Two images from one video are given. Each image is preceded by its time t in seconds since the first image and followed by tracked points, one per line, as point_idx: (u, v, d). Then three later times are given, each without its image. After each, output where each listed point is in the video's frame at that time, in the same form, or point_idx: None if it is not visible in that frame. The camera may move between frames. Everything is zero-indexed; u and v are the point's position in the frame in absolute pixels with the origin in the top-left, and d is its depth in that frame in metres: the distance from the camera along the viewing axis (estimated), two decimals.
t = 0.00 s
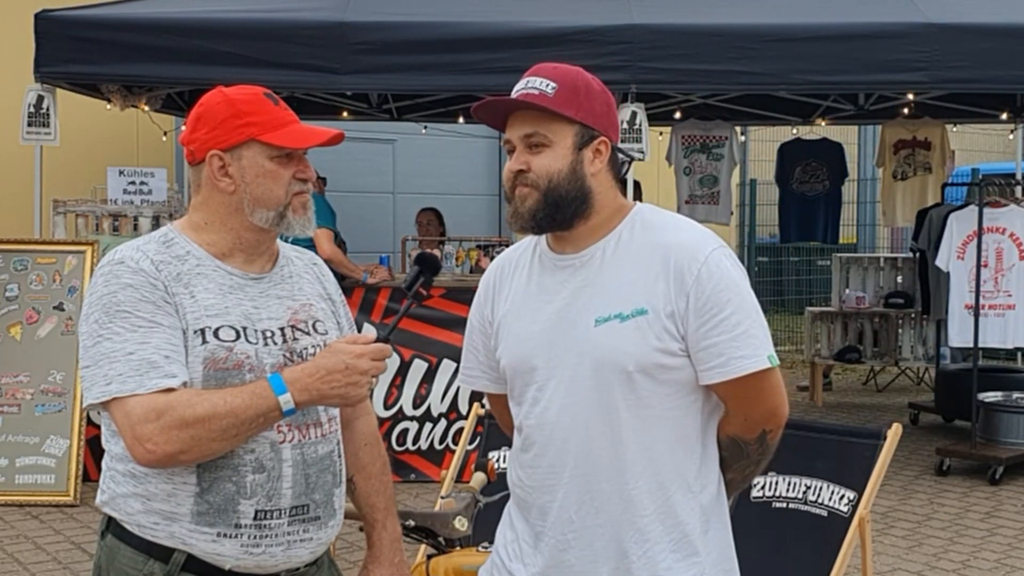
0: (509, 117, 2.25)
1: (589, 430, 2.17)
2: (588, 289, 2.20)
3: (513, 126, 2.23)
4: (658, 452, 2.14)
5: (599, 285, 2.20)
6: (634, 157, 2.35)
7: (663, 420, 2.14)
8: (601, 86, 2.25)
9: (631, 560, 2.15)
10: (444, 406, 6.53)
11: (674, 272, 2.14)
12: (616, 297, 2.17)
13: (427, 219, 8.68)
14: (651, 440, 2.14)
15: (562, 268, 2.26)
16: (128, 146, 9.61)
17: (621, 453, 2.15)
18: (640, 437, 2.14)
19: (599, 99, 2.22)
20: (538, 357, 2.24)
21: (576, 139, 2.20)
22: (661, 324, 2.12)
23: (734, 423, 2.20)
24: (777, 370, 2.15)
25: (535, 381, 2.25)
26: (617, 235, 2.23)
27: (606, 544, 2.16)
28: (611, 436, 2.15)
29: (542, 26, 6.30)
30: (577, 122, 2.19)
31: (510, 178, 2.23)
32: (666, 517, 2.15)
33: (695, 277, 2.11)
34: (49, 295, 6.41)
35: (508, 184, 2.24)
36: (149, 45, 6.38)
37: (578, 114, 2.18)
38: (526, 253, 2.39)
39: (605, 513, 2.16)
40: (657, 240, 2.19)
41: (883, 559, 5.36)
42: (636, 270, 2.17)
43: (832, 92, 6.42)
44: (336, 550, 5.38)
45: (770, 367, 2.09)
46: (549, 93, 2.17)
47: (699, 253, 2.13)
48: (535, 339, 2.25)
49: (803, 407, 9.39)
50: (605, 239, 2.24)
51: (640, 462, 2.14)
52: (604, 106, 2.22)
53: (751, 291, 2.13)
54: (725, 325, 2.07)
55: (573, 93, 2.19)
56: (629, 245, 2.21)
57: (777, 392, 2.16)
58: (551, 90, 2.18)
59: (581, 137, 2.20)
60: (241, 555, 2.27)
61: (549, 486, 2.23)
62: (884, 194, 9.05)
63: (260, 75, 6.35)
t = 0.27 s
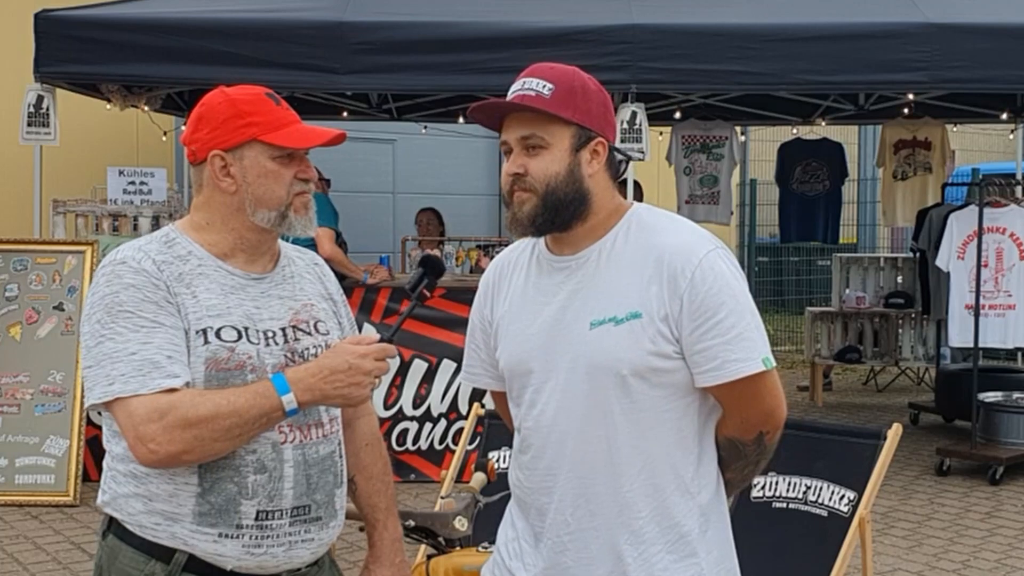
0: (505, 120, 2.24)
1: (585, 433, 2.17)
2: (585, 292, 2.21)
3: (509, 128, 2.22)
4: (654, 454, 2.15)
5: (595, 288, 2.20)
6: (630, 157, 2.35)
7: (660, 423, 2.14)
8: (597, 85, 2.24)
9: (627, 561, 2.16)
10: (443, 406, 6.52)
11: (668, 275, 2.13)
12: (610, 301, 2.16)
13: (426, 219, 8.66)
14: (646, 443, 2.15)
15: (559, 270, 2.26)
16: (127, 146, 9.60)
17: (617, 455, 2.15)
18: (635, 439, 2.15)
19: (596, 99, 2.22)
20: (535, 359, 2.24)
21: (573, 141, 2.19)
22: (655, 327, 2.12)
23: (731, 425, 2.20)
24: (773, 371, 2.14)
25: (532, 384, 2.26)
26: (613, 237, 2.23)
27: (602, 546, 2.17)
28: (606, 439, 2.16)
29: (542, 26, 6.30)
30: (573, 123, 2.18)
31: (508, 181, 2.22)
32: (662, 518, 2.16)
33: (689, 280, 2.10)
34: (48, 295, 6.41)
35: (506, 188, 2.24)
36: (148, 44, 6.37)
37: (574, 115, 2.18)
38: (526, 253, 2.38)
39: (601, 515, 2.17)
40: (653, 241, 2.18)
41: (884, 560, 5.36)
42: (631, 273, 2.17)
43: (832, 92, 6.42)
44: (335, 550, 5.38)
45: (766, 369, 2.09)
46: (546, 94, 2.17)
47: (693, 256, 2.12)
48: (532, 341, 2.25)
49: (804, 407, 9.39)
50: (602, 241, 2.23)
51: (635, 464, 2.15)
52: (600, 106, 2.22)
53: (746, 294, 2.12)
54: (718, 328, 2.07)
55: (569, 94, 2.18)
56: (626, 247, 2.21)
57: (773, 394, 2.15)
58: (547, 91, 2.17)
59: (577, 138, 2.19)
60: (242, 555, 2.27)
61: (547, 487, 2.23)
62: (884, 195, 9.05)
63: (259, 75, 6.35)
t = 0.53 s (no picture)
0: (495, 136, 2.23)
1: (584, 435, 2.17)
2: (584, 294, 2.20)
3: (499, 146, 2.22)
4: (653, 457, 2.15)
5: (595, 291, 2.19)
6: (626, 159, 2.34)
7: (658, 425, 2.14)
8: (583, 92, 2.23)
9: (625, 562, 2.16)
10: (443, 406, 6.52)
11: (667, 278, 2.13)
12: (609, 303, 2.16)
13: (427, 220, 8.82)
14: (644, 446, 2.15)
15: (558, 272, 2.26)
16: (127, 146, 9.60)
17: (615, 457, 2.15)
18: (633, 442, 2.14)
19: (584, 106, 2.20)
20: (534, 360, 2.24)
21: (563, 153, 2.19)
22: (655, 330, 2.12)
23: (729, 428, 2.19)
24: (772, 375, 2.14)
25: (530, 385, 2.26)
26: (612, 239, 2.23)
27: (600, 548, 2.17)
28: (605, 441, 2.16)
29: (542, 26, 6.29)
30: (562, 135, 2.17)
31: (504, 200, 2.22)
32: (660, 521, 2.16)
33: (688, 283, 2.10)
34: (48, 295, 6.41)
35: (502, 207, 2.23)
36: (148, 44, 6.37)
37: (562, 128, 2.17)
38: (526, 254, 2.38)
39: (599, 517, 2.17)
40: (652, 244, 2.18)
41: (884, 560, 5.35)
42: (629, 275, 2.17)
43: (832, 92, 6.42)
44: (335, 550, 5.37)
45: (765, 373, 2.09)
46: (531, 109, 2.17)
47: (693, 259, 2.12)
48: (531, 342, 2.25)
49: (804, 407, 9.39)
50: (600, 244, 2.23)
51: (634, 467, 2.15)
52: (588, 112, 2.21)
53: (746, 297, 2.12)
54: (717, 332, 2.07)
55: (555, 105, 2.18)
56: (625, 249, 2.20)
57: (772, 397, 2.14)
58: (532, 107, 2.18)
59: (567, 150, 2.19)
60: (243, 555, 2.26)
61: (545, 489, 2.23)
62: (885, 195, 9.05)
63: (259, 75, 6.35)
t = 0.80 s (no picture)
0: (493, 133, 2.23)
1: (582, 435, 2.17)
2: (582, 294, 2.20)
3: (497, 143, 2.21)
4: (650, 457, 2.15)
5: (593, 290, 2.19)
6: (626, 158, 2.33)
7: (656, 426, 2.14)
8: (582, 90, 2.23)
9: (621, 563, 2.15)
10: (443, 406, 6.52)
11: (666, 277, 2.13)
12: (608, 303, 2.16)
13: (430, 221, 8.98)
14: (641, 446, 2.14)
15: (556, 271, 2.26)
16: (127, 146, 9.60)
17: (613, 457, 2.15)
18: (631, 442, 2.14)
19: (583, 105, 2.20)
20: (531, 360, 2.24)
21: (561, 151, 2.18)
22: (653, 330, 2.12)
23: (726, 429, 2.19)
24: (770, 376, 2.14)
25: (527, 384, 2.25)
26: (610, 239, 2.22)
27: (597, 548, 2.17)
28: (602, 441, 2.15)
29: (542, 26, 6.29)
30: (561, 133, 2.17)
31: (501, 196, 2.22)
32: (657, 522, 2.16)
33: (686, 283, 2.10)
34: (48, 295, 6.40)
35: (499, 201, 2.23)
36: (148, 44, 6.36)
37: (561, 126, 2.17)
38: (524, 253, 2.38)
39: (596, 517, 2.17)
40: (651, 244, 2.18)
41: (884, 560, 5.35)
42: (628, 274, 2.17)
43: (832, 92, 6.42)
44: (335, 550, 5.37)
45: (762, 373, 2.08)
46: (531, 107, 2.17)
47: (691, 259, 2.11)
48: (529, 341, 2.25)
49: (804, 407, 9.39)
50: (598, 243, 2.23)
51: (631, 467, 2.15)
52: (587, 110, 2.21)
53: (744, 297, 2.12)
54: (715, 332, 2.06)
55: (554, 104, 2.17)
56: (624, 249, 2.20)
57: (770, 398, 2.14)
58: (532, 105, 2.17)
59: (566, 148, 2.18)
60: (244, 555, 2.26)
61: (542, 488, 2.23)
62: (885, 195, 9.04)
63: (258, 74, 6.34)
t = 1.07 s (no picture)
0: (498, 127, 2.23)
1: (579, 436, 2.16)
2: (582, 294, 2.19)
3: (502, 136, 2.21)
4: (648, 459, 2.14)
5: (592, 291, 2.18)
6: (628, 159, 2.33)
7: (654, 427, 2.13)
8: (590, 89, 2.22)
9: (617, 565, 2.15)
10: (443, 406, 6.51)
11: (666, 278, 2.12)
12: (608, 303, 2.15)
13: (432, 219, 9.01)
14: (640, 447, 2.14)
15: (556, 271, 2.25)
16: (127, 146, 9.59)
17: (610, 459, 2.14)
18: (629, 444, 2.14)
19: (590, 105, 2.20)
20: (529, 359, 2.23)
21: (566, 149, 2.18)
22: (653, 330, 2.11)
23: (723, 432, 2.18)
24: (769, 379, 2.13)
25: (524, 385, 2.24)
26: (610, 239, 2.22)
27: (593, 550, 2.16)
28: (600, 442, 2.15)
29: (542, 25, 6.28)
30: (567, 131, 2.17)
31: (504, 190, 2.21)
32: (653, 524, 2.15)
33: (686, 284, 2.09)
34: (47, 295, 6.39)
35: (502, 196, 2.23)
36: (147, 44, 6.36)
37: (568, 124, 2.16)
38: (523, 253, 2.37)
39: (592, 519, 2.16)
40: (650, 245, 2.17)
41: (885, 560, 5.34)
42: (627, 275, 2.16)
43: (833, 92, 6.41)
44: (335, 550, 5.37)
45: (761, 376, 2.07)
46: (539, 103, 2.16)
47: (692, 260, 2.11)
48: (526, 341, 2.23)
49: (804, 408, 9.38)
50: (598, 243, 2.22)
51: (628, 468, 2.14)
52: (594, 110, 2.20)
53: (744, 299, 2.11)
54: (715, 333, 2.06)
55: (563, 101, 2.17)
56: (623, 249, 2.20)
57: (768, 401, 2.13)
58: (540, 100, 2.16)
59: (571, 146, 2.18)
60: (243, 556, 2.25)
61: (538, 489, 2.22)
62: (885, 195, 9.04)
63: (258, 74, 6.33)
